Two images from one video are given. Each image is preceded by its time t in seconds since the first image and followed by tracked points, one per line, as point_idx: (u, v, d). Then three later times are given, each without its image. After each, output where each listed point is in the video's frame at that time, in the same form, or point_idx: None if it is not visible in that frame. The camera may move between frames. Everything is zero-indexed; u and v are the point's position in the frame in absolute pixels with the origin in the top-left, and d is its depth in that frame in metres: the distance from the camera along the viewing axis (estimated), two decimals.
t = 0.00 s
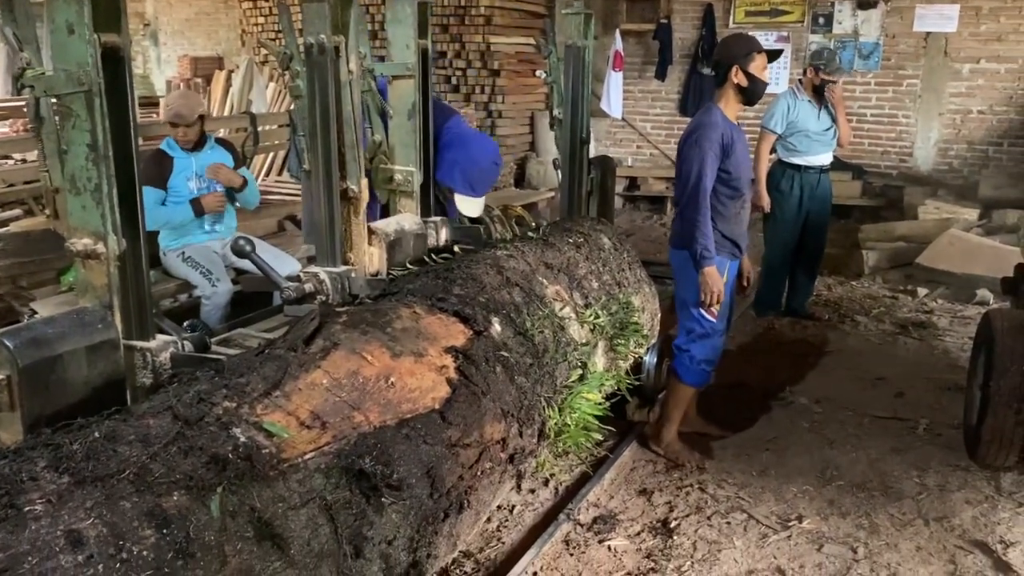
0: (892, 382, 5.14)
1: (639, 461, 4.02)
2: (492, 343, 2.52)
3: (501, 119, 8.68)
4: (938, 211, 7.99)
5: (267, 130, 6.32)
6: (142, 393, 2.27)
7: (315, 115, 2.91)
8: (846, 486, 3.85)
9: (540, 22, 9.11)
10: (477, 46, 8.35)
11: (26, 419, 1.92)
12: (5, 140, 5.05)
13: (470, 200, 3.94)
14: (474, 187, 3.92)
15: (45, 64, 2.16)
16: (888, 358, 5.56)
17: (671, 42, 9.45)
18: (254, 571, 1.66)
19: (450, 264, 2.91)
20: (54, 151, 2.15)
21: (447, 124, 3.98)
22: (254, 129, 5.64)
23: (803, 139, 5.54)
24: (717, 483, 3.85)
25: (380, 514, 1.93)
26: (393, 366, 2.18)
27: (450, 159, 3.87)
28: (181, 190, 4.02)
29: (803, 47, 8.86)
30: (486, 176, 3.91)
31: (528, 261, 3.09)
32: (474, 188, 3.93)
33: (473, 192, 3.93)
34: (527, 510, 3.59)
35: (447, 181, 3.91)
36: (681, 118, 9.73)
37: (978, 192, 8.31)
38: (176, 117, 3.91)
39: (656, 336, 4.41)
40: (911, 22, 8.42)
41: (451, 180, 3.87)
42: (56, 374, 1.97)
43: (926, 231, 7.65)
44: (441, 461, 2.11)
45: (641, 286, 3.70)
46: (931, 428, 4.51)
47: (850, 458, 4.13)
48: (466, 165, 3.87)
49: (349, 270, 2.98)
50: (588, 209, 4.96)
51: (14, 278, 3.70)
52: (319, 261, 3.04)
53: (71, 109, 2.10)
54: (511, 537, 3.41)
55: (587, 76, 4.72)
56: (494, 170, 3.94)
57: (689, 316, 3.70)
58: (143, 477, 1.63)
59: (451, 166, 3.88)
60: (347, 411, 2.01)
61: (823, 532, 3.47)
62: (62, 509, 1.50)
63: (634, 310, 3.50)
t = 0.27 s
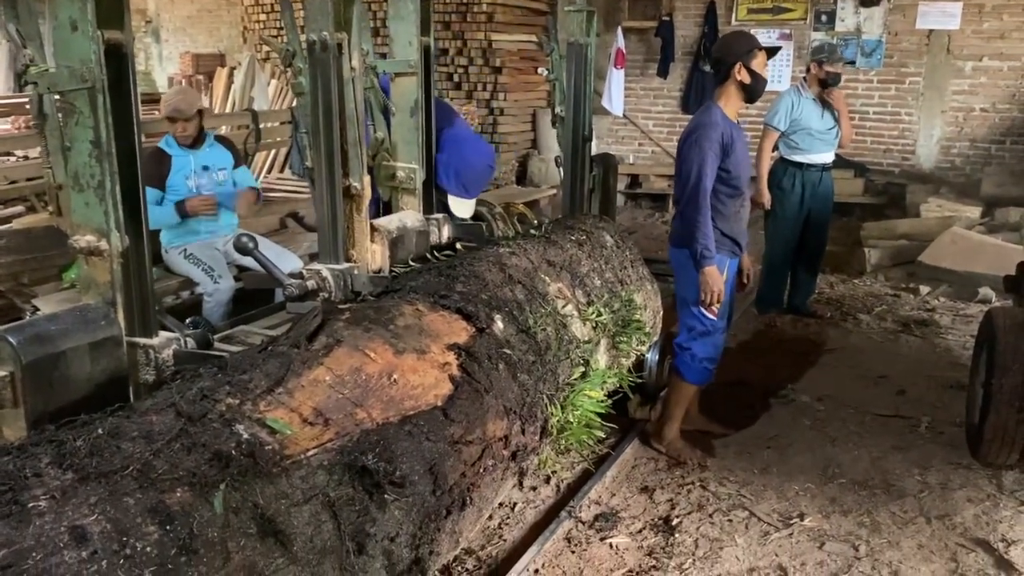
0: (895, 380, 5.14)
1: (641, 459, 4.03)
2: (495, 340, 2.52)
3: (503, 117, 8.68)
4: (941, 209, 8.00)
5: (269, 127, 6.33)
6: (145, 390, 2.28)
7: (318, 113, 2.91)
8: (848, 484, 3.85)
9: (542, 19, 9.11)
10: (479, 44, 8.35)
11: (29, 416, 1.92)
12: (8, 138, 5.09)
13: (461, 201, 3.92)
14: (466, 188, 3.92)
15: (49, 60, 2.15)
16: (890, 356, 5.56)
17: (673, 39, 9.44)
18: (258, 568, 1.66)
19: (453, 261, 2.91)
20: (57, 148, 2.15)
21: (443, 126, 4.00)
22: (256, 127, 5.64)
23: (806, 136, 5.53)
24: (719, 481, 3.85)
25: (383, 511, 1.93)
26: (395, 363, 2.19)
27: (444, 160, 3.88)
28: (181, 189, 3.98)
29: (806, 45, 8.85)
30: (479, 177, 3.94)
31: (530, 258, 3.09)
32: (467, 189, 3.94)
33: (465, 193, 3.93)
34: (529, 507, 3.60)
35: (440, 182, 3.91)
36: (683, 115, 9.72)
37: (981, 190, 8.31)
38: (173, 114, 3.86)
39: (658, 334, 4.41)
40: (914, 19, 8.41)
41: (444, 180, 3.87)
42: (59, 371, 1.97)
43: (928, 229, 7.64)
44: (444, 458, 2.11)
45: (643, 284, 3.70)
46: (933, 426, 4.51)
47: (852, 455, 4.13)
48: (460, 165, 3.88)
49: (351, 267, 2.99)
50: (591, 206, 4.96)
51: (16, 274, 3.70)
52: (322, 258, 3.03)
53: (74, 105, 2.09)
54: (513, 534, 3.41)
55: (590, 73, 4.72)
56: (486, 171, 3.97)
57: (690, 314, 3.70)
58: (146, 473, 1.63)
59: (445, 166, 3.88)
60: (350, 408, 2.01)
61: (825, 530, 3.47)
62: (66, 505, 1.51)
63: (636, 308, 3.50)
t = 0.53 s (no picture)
0: (898, 378, 5.13)
1: (644, 457, 4.03)
2: (498, 338, 2.52)
3: (506, 114, 8.68)
4: (944, 207, 7.98)
5: (272, 125, 6.34)
6: (149, 387, 2.27)
7: (321, 110, 2.92)
8: (852, 482, 3.85)
9: (545, 16, 9.10)
10: (482, 41, 8.34)
11: (34, 413, 1.93)
12: (12, 135, 5.15)
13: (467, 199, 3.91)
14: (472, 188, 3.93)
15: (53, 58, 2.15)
16: (894, 355, 5.55)
17: (677, 37, 9.43)
18: (263, 565, 1.66)
19: (456, 259, 2.91)
20: (62, 146, 2.15)
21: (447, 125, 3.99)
22: (259, 124, 5.65)
23: (810, 134, 5.53)
24: (722, 479, 3.85)
25: (387, 509, 1.94)
26: (399, 361, 2.19)
27: (449, 159, 3.88)
28: (180, 189, 3.95)
29: (809, 43, 8.84)
30: (485, 176, 3.94)
31: (534, 256, 3.09)
32: (472, 188, 3.94)
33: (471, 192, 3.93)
34: (531, 505, 3.60)
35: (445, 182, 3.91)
36: (686, 113, 9.71)
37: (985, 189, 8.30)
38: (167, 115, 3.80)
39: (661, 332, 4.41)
40: (918, 18, 8.39)
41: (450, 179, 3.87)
42: (64, 368, 1.97)
43: (932, 227, 7.63)
44: (447, 456, 2.11)
45: (646, 282, 3.70)
46: (936, 425, 4.50)
47: (855, 454, 4.13)
48: (465, 164, 3.88)
49: (355, 265, 2.99)
50: (594, 205, 4.95)
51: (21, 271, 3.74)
52: (325, 256, 3.05)
53: (79, 103, 2.10)
54: (515, 532, 3.41)
55: (593, 71, 4.71)
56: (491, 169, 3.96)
57: (692, 313, 3.70)
58: (151, 471, 1.64)
59: (450, 166, 3.89)
60: (354, 405, 2.01)
61: (828, 529, 3.47)
62: (71, 502, 1.51)
63: (640, 306, 3.50)
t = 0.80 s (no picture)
0: (902, 377, 5.13)
1: (648, 456, 4.03)
2: (503, 337, 2.53)
3: (510, 113, 8.68)
4: (949, 206, 7.94)
5: (276, 124, 6.35)
6: (155, 385, 2.26)
7: (326, 109, 2.92)
8: (856, 482, 3.85)
9: (549, 15, 9.10)
10: (486, 40, 8.34)
11: (40, 411, 1.93)
12: (17, 133, 5.16)
13: (474, 200, 3.94)
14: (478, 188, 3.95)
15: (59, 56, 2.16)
16: (898, 354, 5.55)
17: (681, 36, 9.43)
18: (268, 562, 1.67)
19: (461, 258, 2.92)
20: (68, 144, 2.16)
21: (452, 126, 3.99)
22: (264, 123, 5.65)
23: (815, 134, 5.52)
24: (726, 478, 3.85)
25: (392, 507, 1.94)
26: (403, 359, 2.19)
27: (455, 161, 3.90)
28: (181, 190, 3.97)
29: (814, 42, 8.83)
30: (490, 176, 3.95)
31: (538, 255, 3.09)
32: (478, 188, 3.96)
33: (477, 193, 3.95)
34: (536, 504, 3.60)
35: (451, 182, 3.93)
36: (690, 112, 9.70)
37: (990, 188, 8.28)
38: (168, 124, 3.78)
39: (666, 330, 4.41)
40: (922, 16, 8.38)
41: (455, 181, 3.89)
42: (70, 366, 1.98)
43: (937, 227, 7.62)
44: (452, 454, 2.11)
45: (650, 281, 3.70)
46: (941, 424, 4.50)
47: (859, 453, 4.12)
48: (470, 165, 3.90)
49: (360, 263, 2.99)
50: (598, 203, 4.95)
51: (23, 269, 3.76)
52: (330, 254, 3.07)
53: (85, 101, 2.10)
54: (519, 531, 3.42)
55: (598, 69, 4.71)
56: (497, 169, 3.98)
57: (696, 312, 3.71)
58: (157, 468, 1.64)
59: (455, 167, 3.90)
60: (358, 404, 2.02)
61: (832, 528, 3.47)
62: (78, 499, 1.52)
63: (644, 305, 3.50)
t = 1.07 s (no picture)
0: (906, 377, 5.12)
1: (650, 455, 4.03)
2: (506, 336, 2.53)
3: (513, 113, 8.69)
4: (953, 206, 7.91)
5: (280, 123, 6.36)
6: (159, 384, 2.26)
7: (330, 108, 2.92)
8: (859, 481, 3.85)
9: (552, 15, 9.10)
10: (489, 40, 8.34)
11: (45, 410, 1.94)
12: (21, 132, 5.17)
13: (484, 198, 3.93)
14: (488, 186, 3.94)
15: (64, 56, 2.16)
16: (902, 354, 5.54)
17: (684, 35, 9.42)
18: (272, 561, 1.67)
19: (464, 257, 2.92)
20: (72, 143, 2.16)
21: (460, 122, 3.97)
22: (267, 122, 5.66)
23: (818, 133, 5.51)
24: (729, 478, 3.85)
25: (396, 505, 1.95)
26: (407, 359, 2.19)
27: (463, 159, 3.89)
28: (176, 192, 3.94)
29: (818, 41, 8.81)
30: (499, 173, 3.94)
31: (542, 254, 3.09)
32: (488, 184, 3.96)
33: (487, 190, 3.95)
34: (539, 503, 3.61)
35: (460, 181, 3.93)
36: (693, 111, 9.70)
37: (995, 187, 8.27)
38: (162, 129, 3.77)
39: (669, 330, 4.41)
40: (927, 15, 8.36)
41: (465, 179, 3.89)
42: (74, 365, 1.98)
43: (941, 226, 7.61)
44: (455, 453, 2.12)
45: (654, 280, 3.70)
46: (944, 424, 4.49)
47: (863, 453, 4.12)
48: (478, 163, 3.89)
49: (363, 262, 2.98)
50: (601, 203, 4.97)
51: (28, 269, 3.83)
52: (333, 254, 3.06)
53: (89, 101, 2.11)
54: (522, 530, 3.42)
55: (601, 69, 4.72)
56: (504, 166, 3.94)
57: (699, 310, 3.71)
58: (162, 467, 1.65)
59: (464, 166, 3.89)
60: (362, 402, 2.02)
61: (836, 528, 3.47)
62: (82, 498, 1.52)
63: (647, 304, 3.50)
